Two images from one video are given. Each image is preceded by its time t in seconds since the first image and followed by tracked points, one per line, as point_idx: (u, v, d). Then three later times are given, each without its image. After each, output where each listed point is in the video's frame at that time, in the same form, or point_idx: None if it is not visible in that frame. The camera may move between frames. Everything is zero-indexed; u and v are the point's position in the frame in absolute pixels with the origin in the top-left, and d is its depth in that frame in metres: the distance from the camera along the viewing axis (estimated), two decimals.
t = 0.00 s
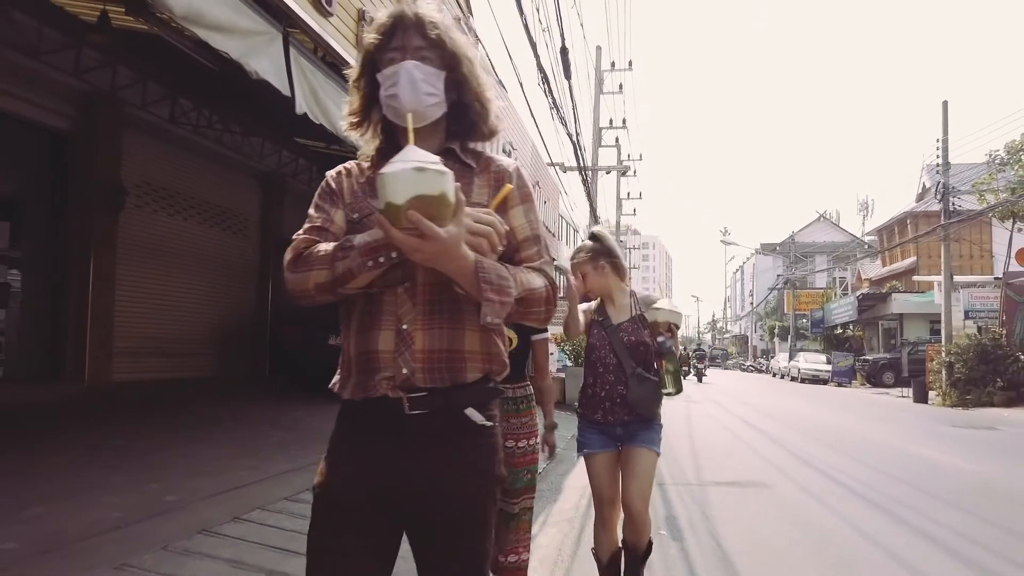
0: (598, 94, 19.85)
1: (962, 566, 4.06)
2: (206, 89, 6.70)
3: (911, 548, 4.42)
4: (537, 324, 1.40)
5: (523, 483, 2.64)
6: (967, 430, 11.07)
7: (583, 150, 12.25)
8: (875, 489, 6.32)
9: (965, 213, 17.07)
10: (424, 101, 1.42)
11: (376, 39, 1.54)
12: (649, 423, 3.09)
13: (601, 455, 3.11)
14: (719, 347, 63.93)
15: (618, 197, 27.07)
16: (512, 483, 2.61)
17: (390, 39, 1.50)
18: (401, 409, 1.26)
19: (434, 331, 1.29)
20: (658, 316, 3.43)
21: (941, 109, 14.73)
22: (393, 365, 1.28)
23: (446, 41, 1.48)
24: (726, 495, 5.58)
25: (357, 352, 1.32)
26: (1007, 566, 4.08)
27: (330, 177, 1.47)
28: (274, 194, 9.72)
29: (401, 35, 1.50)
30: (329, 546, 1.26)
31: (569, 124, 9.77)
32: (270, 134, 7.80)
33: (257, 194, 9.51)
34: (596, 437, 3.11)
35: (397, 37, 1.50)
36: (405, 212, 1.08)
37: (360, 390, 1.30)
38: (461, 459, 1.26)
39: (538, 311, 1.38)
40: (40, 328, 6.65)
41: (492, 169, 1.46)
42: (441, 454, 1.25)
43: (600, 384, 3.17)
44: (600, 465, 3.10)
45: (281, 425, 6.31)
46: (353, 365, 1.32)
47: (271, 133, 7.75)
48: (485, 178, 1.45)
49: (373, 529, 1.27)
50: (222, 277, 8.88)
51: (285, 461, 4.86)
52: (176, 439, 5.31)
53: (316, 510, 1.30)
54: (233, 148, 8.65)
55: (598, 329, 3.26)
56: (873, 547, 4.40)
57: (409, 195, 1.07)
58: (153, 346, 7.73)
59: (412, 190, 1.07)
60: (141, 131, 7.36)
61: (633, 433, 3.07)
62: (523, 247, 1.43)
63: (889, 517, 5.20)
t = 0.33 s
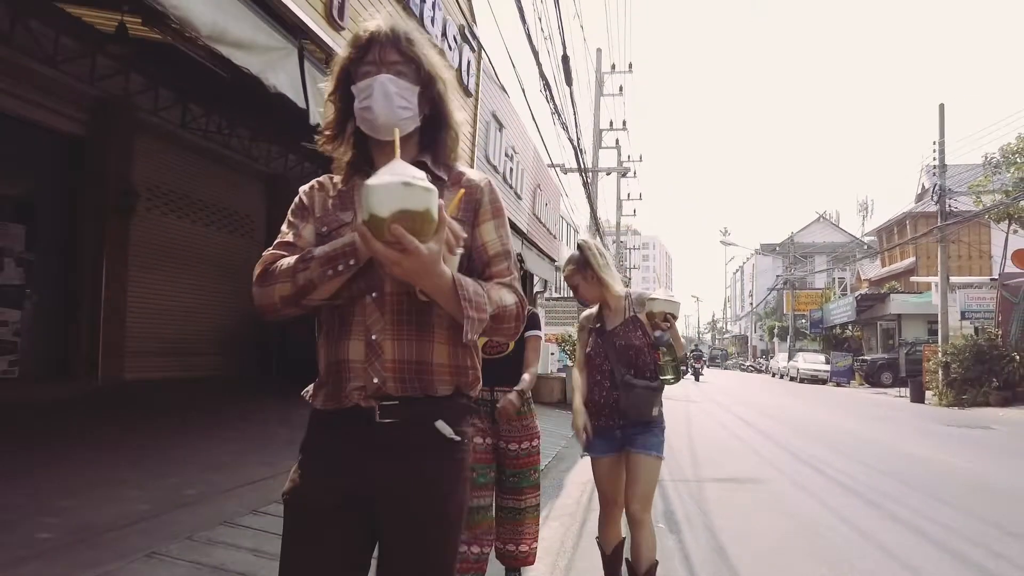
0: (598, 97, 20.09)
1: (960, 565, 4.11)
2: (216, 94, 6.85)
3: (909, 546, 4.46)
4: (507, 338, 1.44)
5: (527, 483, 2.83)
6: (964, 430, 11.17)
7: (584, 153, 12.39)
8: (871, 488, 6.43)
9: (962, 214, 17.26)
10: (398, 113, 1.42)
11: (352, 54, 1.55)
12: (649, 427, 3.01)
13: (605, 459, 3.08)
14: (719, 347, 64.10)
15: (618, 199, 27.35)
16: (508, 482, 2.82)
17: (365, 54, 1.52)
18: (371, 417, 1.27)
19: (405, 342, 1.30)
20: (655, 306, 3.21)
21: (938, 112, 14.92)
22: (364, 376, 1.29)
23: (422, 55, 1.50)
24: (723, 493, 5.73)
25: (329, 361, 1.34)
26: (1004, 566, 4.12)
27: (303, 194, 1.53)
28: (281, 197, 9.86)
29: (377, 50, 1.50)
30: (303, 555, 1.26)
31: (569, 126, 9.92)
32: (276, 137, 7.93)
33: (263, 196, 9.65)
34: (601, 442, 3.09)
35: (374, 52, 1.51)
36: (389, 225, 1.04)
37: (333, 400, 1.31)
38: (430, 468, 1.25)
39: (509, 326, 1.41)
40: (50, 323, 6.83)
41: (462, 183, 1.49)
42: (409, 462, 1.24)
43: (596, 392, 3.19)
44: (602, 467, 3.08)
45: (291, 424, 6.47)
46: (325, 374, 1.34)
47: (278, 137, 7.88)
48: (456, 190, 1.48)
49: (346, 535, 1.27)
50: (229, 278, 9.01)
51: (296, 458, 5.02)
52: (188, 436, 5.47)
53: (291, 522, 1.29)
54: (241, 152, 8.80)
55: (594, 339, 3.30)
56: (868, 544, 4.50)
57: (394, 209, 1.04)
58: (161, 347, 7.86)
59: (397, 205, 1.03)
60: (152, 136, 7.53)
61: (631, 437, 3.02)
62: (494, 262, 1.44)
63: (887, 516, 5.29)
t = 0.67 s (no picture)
0: (600, 100, 20.34)
1: (956, 565, 4.24)
2: (228, 104, 7.05)
3: (908, 547, 4.58)
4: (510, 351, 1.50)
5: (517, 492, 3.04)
6: (959, 430, 11.36)
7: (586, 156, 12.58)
8: (868, 488, 6.59)
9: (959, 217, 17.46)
10: (403, 120, 1.46)
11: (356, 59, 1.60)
12: (659, 432, 3.11)
13: (613, 460, 3.16)
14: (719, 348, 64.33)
15: (618, 200, 27.61)
16: (500, 492, 3.04)
17: (370, 58, 1.57)
18: (370, 417, 1.34)
19: (405, 349, 1.36)
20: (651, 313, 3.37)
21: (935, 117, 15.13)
22: (364, 381, 1.35)
23: (429, 64, 1.57)
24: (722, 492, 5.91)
25: (329, 366, 1.38)
26: (999, 565, 4.26)
27: (299, 194, 1.51)
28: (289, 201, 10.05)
29: (385, 56, 1.56)
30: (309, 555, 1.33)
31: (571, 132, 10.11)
32: (286, 144, 8.10)
33: (272, 200, 9.82)
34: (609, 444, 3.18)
35: (378, 57, 1.56)
36: (446, 267, 1.10)
37: (331, 403, 1.38)
38: (424, 460, 1.34)
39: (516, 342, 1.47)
40: (68, 328, 7.06)
41: (465, 192, 1.54)
42: (404, 458, 1.33)
43: (608, 394, 3.28)
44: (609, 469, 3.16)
45: (303, 424, 6.67)
46: (325, 378, 1.39)
47: (288, 143, 8.06)
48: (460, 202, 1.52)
49: (350, 532, 1.34)
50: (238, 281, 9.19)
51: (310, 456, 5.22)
52: (205, 435, 5.68)
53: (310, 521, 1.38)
54: (251, 158, 8.98)
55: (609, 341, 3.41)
56: (863, 543, 4.66)
57: (451, 252, 1.10)
58: (174, 349, 8.04)
59: (455, 249, 1.10)
60: (165, 143, 7.72)
61: (642, 441, 3.12)
62: (499, 275, 1.50)
63: (883, 515, 5.45)
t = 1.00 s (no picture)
0: (600, 103, 20.58)
1: (954, 564, 4.23)
2: (239, 111, 7.25)
3: (907, 547, 4.57)
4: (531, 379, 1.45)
5: (498, 473, 2.89)
6: (954, 430, 11.53)
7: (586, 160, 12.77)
8: (863, 487, 6.75)
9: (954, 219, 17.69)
10: (425, 141, 1.49)
11: (378, 77, 1.60)
12: (662, 428, 3.13)
13: (614, 446, 3.14)
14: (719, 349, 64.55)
15: (618, 202, 27.90)
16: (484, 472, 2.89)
17: (396, 80, 1.56)
18: (385, 432, 1.30)
19: (423, 364, 1.32)
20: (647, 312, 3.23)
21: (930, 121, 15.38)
22: (381, 394, 1.30)
23: (451, 85, 1.57)
24: (721, 489, 6.09)
25: (343, 377, 1.34)
26: (998, 566, 4.23)
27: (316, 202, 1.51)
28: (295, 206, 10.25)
29: (409, 75, 1.56)
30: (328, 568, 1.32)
31: (572, 136, 10.29)
32: (293, 148, 8.27)
33: (278, 202, 9.99)
34: (611, 432, 3.15)
35: (401, 79, 1.56)
36: (499, 296, 1.19)
37: (347, 414, 1.33)
38: (437, 473, 1.30)
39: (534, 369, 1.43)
40: (83, 331, 7.26)
41: (483, 214, 1.52)
42: (419, 473, 1.29)
43: (613, 389, 3.27)
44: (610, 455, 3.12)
45: (312, 423, 6.85)
46: (340, 390, 1.34)
47: (295, 148, 8.24)
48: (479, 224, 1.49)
49: (361, 546, 1.30)
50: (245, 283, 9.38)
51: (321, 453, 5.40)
52: (220, 433, 5.87)
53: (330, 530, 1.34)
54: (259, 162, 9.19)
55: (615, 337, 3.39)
56: (858, 538, 4.80)
57: (501, 282, 1.18)
58: (183, 349, 8.21)
59: (503, 278, 1.18)
60: (176, 148, 7.89)
61: (644, 437, 3.12)
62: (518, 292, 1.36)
63: (877, 512, 5.60)
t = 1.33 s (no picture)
0: (601, 106, 20.77)
1: (951, 565, 4.32)
2: (248, 118, 7.41)
3: (903, 548, 4.67)
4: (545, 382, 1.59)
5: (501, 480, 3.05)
6: (950, 430, 11.70)
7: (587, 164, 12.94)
8: (858, 487, 6.90)
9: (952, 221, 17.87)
10: (458, 141, 1.55)
11: (412, 79, 1.67)
12: (662, 440, 3.15)
13: (613, 458, 3.15)
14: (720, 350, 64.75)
15: (618, 204, 28.10)
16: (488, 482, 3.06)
17: (427, 78, 1.64)
18: (413, 427, 1.36)
19: (452, 360, 1.40)
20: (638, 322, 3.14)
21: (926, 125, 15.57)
22: (411, 387, 1.37)
23: (483, 86, 1.66)
24: (719, 488, 6.26)
25: (371, 372, 1.40)
26: (994, 567, 4.32)
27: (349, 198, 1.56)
28: (301, 210, 10.43)
29: (443, 77, 1.63)
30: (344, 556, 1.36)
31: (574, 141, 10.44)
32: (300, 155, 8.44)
33: (282, 206, 10.18)
34: (609, 444, 3.16)
35: (431, 78, 1.64)
36: (522, 306, 1.32)
37: (374, 408, 1.38)
38: (463, 470, 1.37)
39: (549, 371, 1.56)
40: (94, 333, 7.41)
41: (513, 217, 1.60)
42: (445, 467, 1.36)
43: (612, 400, 3.25)
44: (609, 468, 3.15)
45: (320, 423, 7.03)
46: (367, 383, 1.39)
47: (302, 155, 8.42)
48: (509, 224, 1.59)
49: (380, 533, 1.35)
50: (252, 286, 9.54)
51: (330, 452, 5.58)
52: (233, 433, 6.05)
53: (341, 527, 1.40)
54: (266, 168, 9.37)
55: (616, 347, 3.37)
56: (852, 536, 4.95)
57: (523, 293, 1.32)
58: (192, 351, 8.38)
59: (526, 289, 1.32)
60: (186, 154, 8.08)
61: (645, 448, 3.13)
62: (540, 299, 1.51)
63: (872, 511, 5.76)
